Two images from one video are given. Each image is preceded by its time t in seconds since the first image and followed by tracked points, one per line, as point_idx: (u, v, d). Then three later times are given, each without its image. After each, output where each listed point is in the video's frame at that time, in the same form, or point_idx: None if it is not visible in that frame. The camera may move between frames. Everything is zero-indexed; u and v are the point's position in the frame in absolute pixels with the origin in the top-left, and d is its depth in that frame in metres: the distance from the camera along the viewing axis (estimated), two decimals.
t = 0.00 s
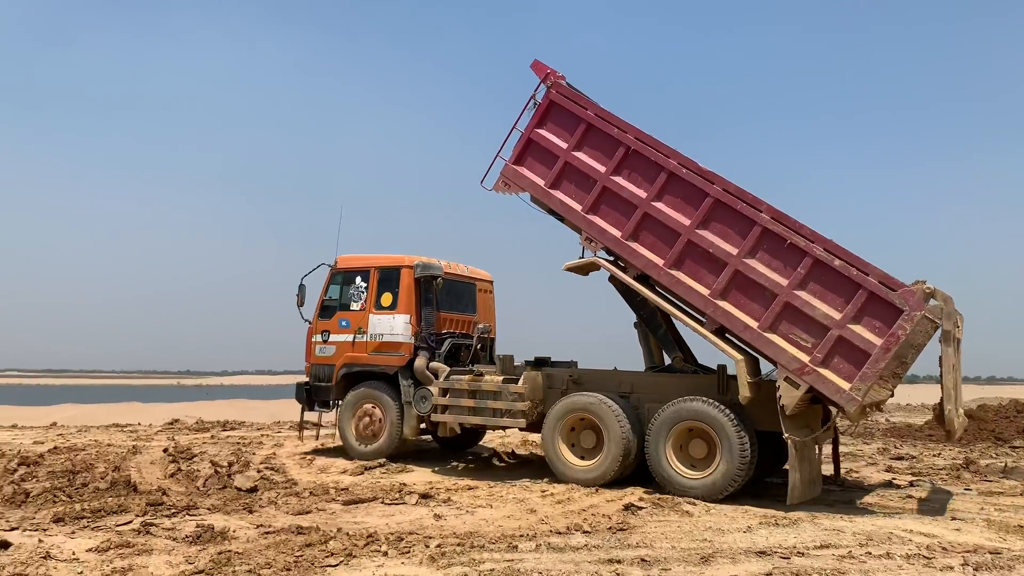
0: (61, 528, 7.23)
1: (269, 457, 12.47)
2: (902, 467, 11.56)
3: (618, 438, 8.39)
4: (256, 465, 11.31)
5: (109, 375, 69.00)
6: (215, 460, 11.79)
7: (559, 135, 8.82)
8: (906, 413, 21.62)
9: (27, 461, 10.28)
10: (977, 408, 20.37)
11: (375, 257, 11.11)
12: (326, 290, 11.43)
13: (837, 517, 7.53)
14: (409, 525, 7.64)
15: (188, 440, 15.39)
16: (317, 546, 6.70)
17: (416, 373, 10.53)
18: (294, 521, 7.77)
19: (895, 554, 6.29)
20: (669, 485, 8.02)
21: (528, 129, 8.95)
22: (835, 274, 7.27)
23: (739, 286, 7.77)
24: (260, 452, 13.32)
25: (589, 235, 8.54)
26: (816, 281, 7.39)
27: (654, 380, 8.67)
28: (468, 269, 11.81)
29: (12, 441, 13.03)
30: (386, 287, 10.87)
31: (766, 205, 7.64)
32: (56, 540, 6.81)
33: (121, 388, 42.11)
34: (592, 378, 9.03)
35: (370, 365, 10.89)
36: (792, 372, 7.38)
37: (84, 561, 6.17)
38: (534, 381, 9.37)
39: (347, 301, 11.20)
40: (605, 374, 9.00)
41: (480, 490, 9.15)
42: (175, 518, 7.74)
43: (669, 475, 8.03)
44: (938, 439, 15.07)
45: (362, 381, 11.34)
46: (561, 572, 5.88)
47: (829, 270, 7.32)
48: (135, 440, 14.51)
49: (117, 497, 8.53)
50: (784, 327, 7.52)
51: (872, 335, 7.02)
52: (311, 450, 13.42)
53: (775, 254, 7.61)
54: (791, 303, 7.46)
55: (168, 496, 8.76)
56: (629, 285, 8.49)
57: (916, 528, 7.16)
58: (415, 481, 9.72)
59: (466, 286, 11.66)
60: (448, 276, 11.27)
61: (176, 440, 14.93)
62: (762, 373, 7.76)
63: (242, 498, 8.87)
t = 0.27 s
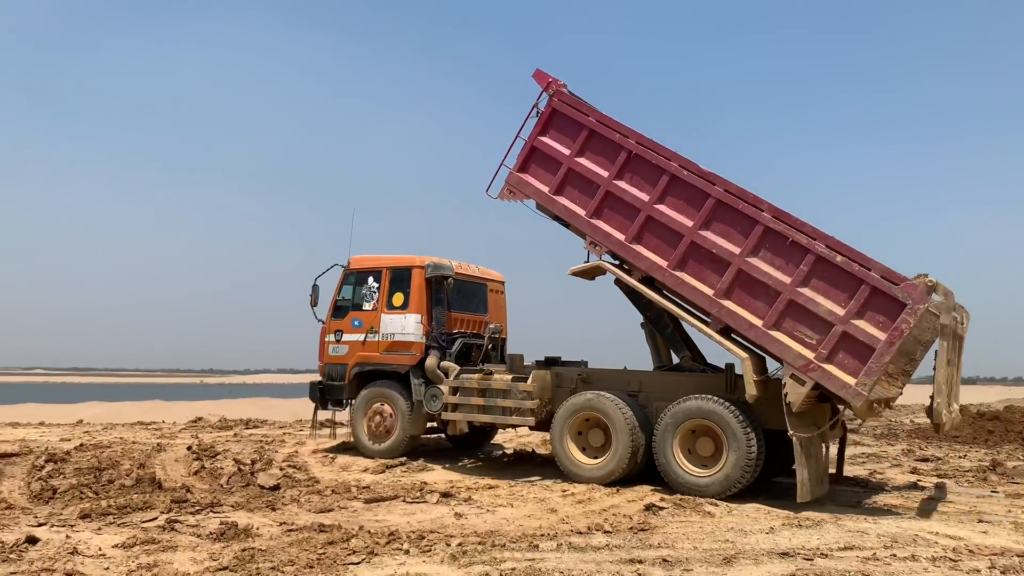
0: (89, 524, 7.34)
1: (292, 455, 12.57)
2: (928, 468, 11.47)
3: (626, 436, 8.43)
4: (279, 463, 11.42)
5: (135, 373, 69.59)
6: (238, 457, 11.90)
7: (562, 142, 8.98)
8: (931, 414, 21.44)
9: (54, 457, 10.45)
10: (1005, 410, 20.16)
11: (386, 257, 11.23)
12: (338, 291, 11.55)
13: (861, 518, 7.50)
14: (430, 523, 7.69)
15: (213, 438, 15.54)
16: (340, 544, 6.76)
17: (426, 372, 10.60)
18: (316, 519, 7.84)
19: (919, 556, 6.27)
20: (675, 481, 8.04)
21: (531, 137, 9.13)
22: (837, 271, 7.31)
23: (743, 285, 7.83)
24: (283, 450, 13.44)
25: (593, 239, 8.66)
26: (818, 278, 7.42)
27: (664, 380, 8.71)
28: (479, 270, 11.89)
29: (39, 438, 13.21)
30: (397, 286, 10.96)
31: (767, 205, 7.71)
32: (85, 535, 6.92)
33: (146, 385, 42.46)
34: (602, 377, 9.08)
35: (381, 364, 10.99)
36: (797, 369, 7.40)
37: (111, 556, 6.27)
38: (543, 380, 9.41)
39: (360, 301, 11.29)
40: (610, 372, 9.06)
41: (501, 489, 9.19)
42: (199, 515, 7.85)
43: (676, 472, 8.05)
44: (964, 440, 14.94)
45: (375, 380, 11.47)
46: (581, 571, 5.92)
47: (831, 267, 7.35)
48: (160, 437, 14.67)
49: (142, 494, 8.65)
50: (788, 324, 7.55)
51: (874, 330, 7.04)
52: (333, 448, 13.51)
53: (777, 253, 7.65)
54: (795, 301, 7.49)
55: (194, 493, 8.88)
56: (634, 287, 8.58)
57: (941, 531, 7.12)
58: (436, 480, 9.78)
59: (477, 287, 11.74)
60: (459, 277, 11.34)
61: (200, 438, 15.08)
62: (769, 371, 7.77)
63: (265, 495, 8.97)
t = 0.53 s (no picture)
0: (108, 521, 7.53)
1: (307, 453, 12.76)
2: (942, 469, 11.53)
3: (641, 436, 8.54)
4: (294, 461, 11.60)
5: (151, 372, 70.10)
6: (254, 456, 12.10)
7: (569, 151, 9.27)
8: (947, 415, 21.43)
9: (74, 454, 10.67)
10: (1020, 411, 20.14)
11: (401, 257, 11.41)
12: (354, 290, 11.77)
13: (878, 519, 7.60)
14: (447, 522, 7.84)
15: (228, 435, 15.74)
16: (354, 542, 6.93)
17: (441, 371, 10.78)
18: (334, 517, 8.01)
19: (935, 557, 6.37)
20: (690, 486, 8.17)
21: (540, 147, 9.44)
22: (845, 270, 7.45)
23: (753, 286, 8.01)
24: (298, 448, 13.63)
25: (603, 245, 8.94)
26: (827, 277, 7.57)
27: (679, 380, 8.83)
28: (493, 270, 12.02)
29: (56, 435, 13.45)
30: (412, 286, 11.14)
31: (775, 205, 7.90)
32: (104, 532, 7.11)
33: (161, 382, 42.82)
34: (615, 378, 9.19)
35: (395, 363, 11.17)
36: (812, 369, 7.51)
37: (129, 553, 6.46)
38: (557, 379, 9.55)
39: (374, 300, 11.49)
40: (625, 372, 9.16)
41: (518, 488, 9.33)
42: (217, 513, 8.03)
43: (692, 474, 8.17)
44: (978, 440, 14.97)
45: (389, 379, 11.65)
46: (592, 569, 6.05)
47: (840, 266, 7.49)
48: (176, 435, 14.89)
49: (160, 491, 8.84)
50: (802, 325, 7.68)
51: (884, 326, 7.12)
52: (349, 447, 13.69)
53: (786, 253, 7.83)
54: (807, 301, 7.64)
55: (213, 491, 9.06)
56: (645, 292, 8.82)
57: (958, 532, 7.21)
58: (451, 479, 9.93)
59: (491, 286, 11.86)
60: (473, 276, 11.43)
61: (215, 435, 15.29)
62: (783, 372, 7.88)
63: (283, 493, 9.14)
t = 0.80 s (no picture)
0: (111, 518, 7.75)
1: (313, 450, 12.96)
2: (945, 468, 11.64)
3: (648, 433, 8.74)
4: (301, 459, 11.80)
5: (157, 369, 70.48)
6: (262, 454, 12.30)
7: (573, 153, 9.46)
8: (950, 414, 21.56)
9: (83, 452, 10.89)
10: None
11: (408, 253, 11.53)
12: (360, 286, 11.98)
13: (882, 517, 7.75)
14: (440, 519, 8.04)
15: (234, 432, 15.95)
16: (357, 540, 7.12)
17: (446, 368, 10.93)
18: (340, 515, 8.20)
19: (936, 555, 6.53)
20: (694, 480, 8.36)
21: (545, 151, 9.64)
22: (848, 271, 7.62)
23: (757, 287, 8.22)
24: (304, 446, 13.83)
25: (609, 248, 9.22)
26: (830, 278, 7.75)
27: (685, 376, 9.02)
28: (501, 266, 12.00)
29: (64, 432, 13.68)
30: (419, 282, 11.32)
31: (778, 206, 8.04)
32: (107, 527, 7.33)
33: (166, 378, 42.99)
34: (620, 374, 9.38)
35: (399, 359, 11.40)
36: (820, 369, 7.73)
37: (134, 549, 6.68)
38: (562, 376, 9.82)
39: (380, 296, 11.71)
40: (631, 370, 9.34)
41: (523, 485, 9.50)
42: (225, 510, 8.23)
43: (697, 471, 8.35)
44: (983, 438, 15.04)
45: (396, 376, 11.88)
46: (591, 566, 6.24)
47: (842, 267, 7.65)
48: (183, 431, 15.11)
49: (168, 488, 9.05)
50: (809, 325, 7.88)
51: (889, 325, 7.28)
52: (356, 444, 13.88)
53: (789, 253, 8.00)
54: (813, 301, 7.83)
55: (217, 488, 9.28)
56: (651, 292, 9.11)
57: (961, 531, 7.36)
58: (456, 477, 10.12)
59: (501, 283, 11.85)
60: (481, 273, 11.44)
61: (222, 432, 15.50)
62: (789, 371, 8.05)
63: (291, 491, 9.34)
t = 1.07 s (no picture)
0: (65, 479, 7.47)
1: (271, 425, 12.73)
2: (906, 447, 11.75)
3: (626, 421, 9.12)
4: (261, 432, 11.56)
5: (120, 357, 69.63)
6: (219, 428, 12.01)
7: (566, 172, 9.84)
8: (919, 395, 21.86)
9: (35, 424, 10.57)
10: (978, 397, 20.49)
11: (354, 238, 12.54)
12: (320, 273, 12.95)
13: (861, 486, 7.81)
14: (411, 469, 7.90)
15: (187, 412, 15.62)
16: (325, 500, 6.93)
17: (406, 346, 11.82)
18: (307, 472, 8.01)
19: (925, 519, 6.54)
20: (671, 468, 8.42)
21: (552, 151, 9.95)
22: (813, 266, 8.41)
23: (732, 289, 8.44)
24: (262, 422, 13.59)
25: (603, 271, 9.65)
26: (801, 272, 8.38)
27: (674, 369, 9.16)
28: (466, 245, 12.58)
29: (8, 414, 13.23)
30: (365, 266, 12.29)
31: (754, 246, 8.41)
32: (63, 489, 7.09)
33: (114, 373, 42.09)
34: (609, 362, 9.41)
35: (356, 341, 12.36)
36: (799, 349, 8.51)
37: (124, 505, 6.56)
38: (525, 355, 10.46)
39: (336, 282, 12.70)
40: (624, 325, 9.37)
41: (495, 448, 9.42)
42: (187, 469, 8.00)
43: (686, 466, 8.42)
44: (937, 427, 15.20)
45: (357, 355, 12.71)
46: (569, 528, 6.12)
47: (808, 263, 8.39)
48: (135, 413, 14.75)
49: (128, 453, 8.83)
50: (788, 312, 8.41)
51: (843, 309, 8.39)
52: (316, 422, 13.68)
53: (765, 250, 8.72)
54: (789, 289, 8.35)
55: (176, 451, 9.00)
56: (639, 305, 9.32)
57: (940, 496, 7.44)
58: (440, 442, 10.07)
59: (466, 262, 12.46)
60: (439, 253, 12.17)
61: (175, 412, 15.16)
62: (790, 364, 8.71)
63: (256, 449, 9.14)
